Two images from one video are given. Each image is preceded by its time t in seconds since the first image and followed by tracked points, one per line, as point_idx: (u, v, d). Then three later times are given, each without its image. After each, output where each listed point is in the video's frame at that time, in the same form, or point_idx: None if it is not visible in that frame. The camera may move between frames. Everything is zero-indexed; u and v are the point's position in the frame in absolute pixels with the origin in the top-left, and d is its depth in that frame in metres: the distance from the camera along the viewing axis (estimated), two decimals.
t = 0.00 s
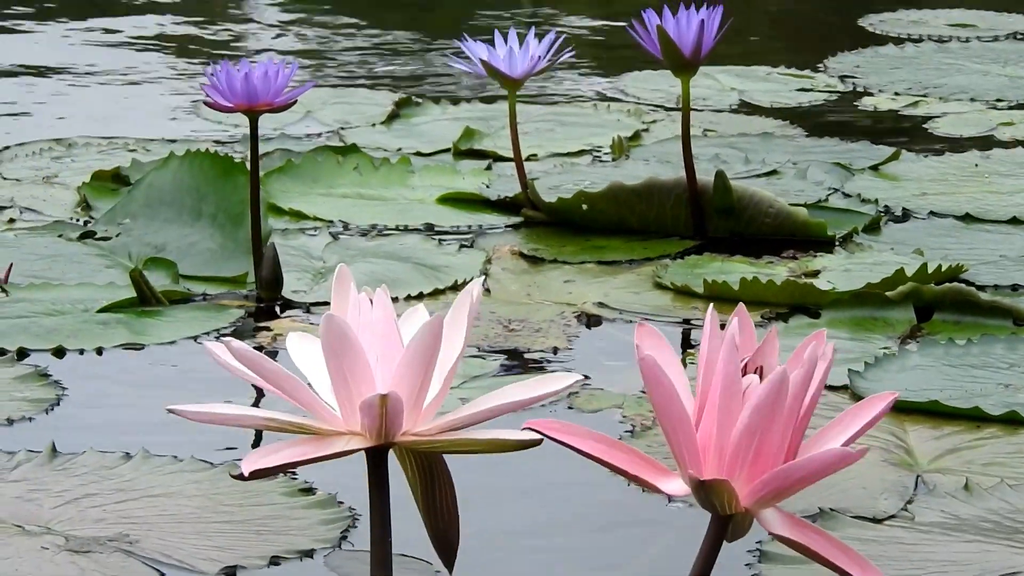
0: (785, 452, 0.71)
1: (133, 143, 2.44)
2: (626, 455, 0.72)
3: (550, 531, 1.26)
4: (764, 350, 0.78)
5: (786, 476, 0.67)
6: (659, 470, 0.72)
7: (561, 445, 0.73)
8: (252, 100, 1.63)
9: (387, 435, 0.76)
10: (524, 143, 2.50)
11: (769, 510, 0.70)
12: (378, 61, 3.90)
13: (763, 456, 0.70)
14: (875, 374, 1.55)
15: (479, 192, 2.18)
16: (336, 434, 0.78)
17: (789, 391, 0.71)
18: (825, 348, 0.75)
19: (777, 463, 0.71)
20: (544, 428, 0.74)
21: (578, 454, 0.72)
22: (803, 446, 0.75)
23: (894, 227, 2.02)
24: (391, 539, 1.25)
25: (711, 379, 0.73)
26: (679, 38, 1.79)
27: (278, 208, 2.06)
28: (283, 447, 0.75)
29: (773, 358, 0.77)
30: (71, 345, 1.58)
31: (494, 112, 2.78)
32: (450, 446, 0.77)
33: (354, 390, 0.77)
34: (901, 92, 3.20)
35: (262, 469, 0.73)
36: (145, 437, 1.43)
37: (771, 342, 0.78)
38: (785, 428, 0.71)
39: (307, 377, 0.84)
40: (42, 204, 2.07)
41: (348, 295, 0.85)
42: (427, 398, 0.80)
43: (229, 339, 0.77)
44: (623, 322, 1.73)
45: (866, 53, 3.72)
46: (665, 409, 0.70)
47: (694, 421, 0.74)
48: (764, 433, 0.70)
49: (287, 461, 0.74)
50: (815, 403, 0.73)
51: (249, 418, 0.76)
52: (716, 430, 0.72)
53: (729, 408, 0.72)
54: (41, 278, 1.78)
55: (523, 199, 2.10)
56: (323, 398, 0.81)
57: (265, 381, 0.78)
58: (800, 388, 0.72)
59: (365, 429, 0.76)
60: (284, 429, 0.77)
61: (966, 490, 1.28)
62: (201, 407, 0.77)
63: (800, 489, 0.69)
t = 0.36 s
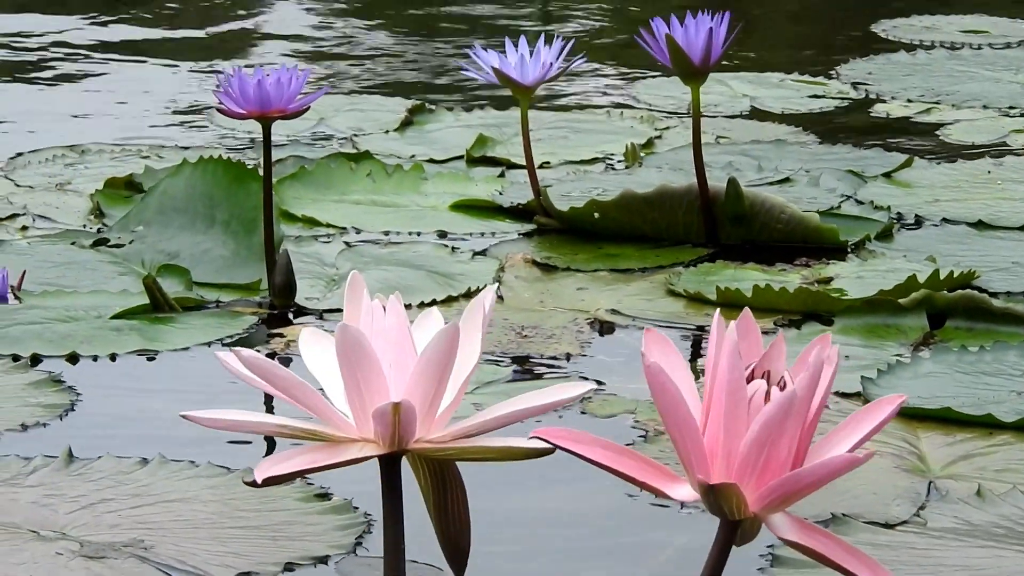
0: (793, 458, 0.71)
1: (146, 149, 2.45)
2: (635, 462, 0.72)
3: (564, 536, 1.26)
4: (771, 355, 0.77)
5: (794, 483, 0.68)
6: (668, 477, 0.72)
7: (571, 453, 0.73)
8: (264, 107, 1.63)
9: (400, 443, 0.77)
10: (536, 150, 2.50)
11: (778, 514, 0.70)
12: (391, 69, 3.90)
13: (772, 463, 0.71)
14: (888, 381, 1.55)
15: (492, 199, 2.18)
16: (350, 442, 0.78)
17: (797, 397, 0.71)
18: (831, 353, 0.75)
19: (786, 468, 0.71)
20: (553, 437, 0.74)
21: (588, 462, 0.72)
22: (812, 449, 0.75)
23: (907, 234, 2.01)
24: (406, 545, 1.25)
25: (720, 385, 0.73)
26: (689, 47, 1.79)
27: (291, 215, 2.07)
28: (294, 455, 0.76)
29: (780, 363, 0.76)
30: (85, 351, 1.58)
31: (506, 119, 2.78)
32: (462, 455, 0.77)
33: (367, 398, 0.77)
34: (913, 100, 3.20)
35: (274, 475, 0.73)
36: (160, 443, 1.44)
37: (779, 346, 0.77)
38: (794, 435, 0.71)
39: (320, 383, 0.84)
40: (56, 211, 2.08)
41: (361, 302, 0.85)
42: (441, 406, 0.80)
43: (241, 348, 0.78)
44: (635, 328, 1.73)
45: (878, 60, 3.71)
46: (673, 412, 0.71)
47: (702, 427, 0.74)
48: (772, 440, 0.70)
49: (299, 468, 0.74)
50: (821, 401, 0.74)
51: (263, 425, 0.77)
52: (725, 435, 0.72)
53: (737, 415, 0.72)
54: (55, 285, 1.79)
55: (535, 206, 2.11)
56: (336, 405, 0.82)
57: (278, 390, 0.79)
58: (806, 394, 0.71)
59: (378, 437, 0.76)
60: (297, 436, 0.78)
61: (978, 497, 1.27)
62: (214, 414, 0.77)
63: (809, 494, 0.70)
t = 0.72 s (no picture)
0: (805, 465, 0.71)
1: (156, 156, 2.45)
2: (644, 467, 0.72)
3: (575, 543, 1.26)
4: (782, 360, 0.77)
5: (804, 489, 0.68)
6: (677, 482, 0.72)
7: (582, 459, 0.73)
8: (273, 113, 1.63)
9: (411, 449, 0.76)
10: (547, 157, 2.50)
11: (789, 521, 0.70)
12: (401, 76, 3.91)
13: (782, 470, 0.70)
14: (899, 388, 1.54)
15: (503, 206, 2.18)
16: (361, 448, 0.78)
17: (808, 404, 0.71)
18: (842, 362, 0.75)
19: (797, 474, 0.71)
20: (564, 441, 0.74)
21: (598, 468, 0.72)
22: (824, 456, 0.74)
23: (918, 242, 2.01)
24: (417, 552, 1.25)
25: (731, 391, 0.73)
26: (696, 56, 1.79)
27: (302, 222, 2.07)
28: (307, 461, 0.75)
29: (791, 369, 0.77)
30: (96, 357, 1.58)
31: (517, 126, 2.78)
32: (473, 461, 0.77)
33: (377, 404, 0.77)
34: (925, 108, 3.20)
35: (286, 482, 0.73)
36: (171, 449, 1.44)
37: (788, 353, 0.77)
38: (805, 440, 0.70)
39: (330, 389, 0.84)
40: (67, 217, 2.09)
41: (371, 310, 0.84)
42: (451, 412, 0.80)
43: (254, 352, 0.78)
44: (646, 335, 1.73)
45: (890, 68, 3.71)
46: (683, 414, 0.71)
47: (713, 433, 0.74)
48: (783, 446, 0.70)
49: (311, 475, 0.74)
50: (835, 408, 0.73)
51: (272, 430, 0.76)
52: (735, 441, 0.72)
53: (748, 421, 0.72)
54: (66, 292, 1.79)
55: (546, 214, 2.11)
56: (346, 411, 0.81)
57: (290, 396, 0.78)
58: (818, 399, 0.71)
59: (390, 443, 0.76)
60: (308, 443, 0.77)
61: (989, 504, 1.26)
62: (226, 419, 0.77)
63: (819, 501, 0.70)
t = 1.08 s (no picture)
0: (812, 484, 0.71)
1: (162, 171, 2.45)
2: (648, 485, 0.72)
3: (578, 555, 1.25)
4: (789, 379, 0.77)
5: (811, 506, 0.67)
6: (680, 499, 0.72)
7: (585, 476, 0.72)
8: (278, 129, 1.63)
9: (411, 466, 0.76)
10: (553, 173, 2.50)
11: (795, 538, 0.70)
12: (407, 92, 3.92)
13: (789, 489, 0.70)
14: (905, 404, 1.54)
15: (508, 222, 2.18)
16: (361, 463, 0.77)
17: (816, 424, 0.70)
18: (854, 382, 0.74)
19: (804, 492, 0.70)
20: (567, 458, 0.73)
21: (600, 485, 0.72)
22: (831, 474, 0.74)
23: (924, 258, 2.01)
24: (419, 566, 1.24)
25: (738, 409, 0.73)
26: (705, 70, 1.80)
27: (308, 237, 2.07)
28: (307, 478, 0.75)
29: (798, 388, 0.76)
30: (101, 373, 1.58)
31: (523, 142, 2.79)
32: (472, 478, 0.76)
33: (376, 421, 0.76)
34: (931, 123, 3.20)
35: (287, 500, 0.73)
36: (175, 465, 1.44)
37: (796, 370, 0.76)
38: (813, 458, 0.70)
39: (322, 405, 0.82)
40: (72, 233, 2.09)
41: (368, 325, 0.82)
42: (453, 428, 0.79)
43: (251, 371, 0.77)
44: (652, 351, 1.72)
45: (896, 83, 3.71)
46: (686, 434, 0.70)
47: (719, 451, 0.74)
48: (790, 466, 0.69)
49: (312, 492, 0.73)
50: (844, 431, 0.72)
51: (273, 448, 0.76)
52: (742, 459, 0.71)
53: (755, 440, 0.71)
54: (71, 307, 1.79)
55: (551, 229, 2.11)
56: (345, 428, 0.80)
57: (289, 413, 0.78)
58: (826, 420, 0.70)
59: (390, 460, 0.76)
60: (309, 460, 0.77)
61: (994, 520, 1.25)
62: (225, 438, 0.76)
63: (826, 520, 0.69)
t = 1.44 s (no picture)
0: (815, 492, 0.70)
1: (162, 180, 2.45)
2: (651, 493, 0.71)
3: (580, 563, 1.25)
4: (792, 389, 0.76)
5: (813, 511, 0.67)
6: (683, 508, 0.71)
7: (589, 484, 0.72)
8: (281, 139, 1.63)
9: (416, 474, 0.76)
10: (554, 182, 2.50)
11: (796, 547, 0.70)
12: (408, 101, 3.92)
13: (790, 497, 0.70)
14: (906, 413, 1.54)
15: (509, 232, 2.19)
16: (365, 472, 0.77)
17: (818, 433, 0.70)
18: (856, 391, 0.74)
19: (807, 499, 0.70)
20: (571, 467, 0.73)
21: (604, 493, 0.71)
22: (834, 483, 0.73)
23: (925, 266, 2.01)
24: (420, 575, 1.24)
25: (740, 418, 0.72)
26: (708, 78, 1.80)
27: (308, 247, 2.08)
28: (311, 485, 0.75)
29: (801, 397, 0.76)
30: (101, 383, 1.58)
31: (524, 152, 2.79)
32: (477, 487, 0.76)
33: (381, 428, 0.76)
34: (931, 133, 3.20)
35: (291, 509, 0.73)
36: (175, 475, 1.43)
37: (799, 381, 0.76)
38: (813, 466, 0.70)
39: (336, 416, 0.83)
40: (72, 243, 2.09)
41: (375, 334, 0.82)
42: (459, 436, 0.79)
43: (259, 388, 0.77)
44: (653, 361, 1.72)
45: (897, 93, 3.72)
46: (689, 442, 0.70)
47: (722, 461, 0.73)
48: (792, 474, 0.69)
49: (316, 500, 0.73)
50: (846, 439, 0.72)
51: (278, 456, 0.76)
52: (742, 469, 0.71)
53: (757, 449, 0.71)
54: (71, 318, 1.79)
55: (552, 238, 2.11)
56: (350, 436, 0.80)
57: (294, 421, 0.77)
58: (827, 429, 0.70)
59: (395, 468, 0.75)
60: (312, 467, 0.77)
61: (995, 530, 1.25)
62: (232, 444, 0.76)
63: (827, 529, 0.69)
